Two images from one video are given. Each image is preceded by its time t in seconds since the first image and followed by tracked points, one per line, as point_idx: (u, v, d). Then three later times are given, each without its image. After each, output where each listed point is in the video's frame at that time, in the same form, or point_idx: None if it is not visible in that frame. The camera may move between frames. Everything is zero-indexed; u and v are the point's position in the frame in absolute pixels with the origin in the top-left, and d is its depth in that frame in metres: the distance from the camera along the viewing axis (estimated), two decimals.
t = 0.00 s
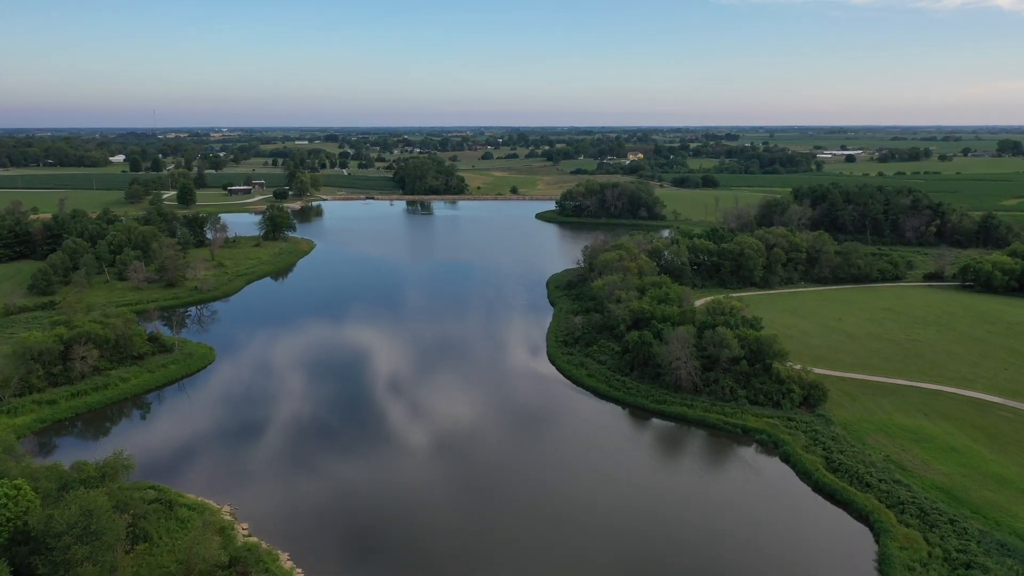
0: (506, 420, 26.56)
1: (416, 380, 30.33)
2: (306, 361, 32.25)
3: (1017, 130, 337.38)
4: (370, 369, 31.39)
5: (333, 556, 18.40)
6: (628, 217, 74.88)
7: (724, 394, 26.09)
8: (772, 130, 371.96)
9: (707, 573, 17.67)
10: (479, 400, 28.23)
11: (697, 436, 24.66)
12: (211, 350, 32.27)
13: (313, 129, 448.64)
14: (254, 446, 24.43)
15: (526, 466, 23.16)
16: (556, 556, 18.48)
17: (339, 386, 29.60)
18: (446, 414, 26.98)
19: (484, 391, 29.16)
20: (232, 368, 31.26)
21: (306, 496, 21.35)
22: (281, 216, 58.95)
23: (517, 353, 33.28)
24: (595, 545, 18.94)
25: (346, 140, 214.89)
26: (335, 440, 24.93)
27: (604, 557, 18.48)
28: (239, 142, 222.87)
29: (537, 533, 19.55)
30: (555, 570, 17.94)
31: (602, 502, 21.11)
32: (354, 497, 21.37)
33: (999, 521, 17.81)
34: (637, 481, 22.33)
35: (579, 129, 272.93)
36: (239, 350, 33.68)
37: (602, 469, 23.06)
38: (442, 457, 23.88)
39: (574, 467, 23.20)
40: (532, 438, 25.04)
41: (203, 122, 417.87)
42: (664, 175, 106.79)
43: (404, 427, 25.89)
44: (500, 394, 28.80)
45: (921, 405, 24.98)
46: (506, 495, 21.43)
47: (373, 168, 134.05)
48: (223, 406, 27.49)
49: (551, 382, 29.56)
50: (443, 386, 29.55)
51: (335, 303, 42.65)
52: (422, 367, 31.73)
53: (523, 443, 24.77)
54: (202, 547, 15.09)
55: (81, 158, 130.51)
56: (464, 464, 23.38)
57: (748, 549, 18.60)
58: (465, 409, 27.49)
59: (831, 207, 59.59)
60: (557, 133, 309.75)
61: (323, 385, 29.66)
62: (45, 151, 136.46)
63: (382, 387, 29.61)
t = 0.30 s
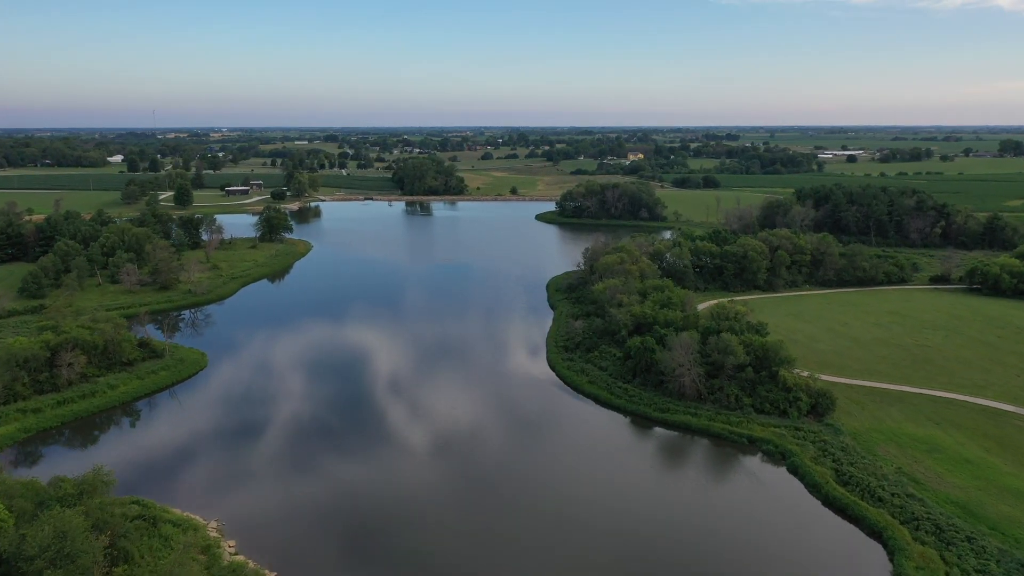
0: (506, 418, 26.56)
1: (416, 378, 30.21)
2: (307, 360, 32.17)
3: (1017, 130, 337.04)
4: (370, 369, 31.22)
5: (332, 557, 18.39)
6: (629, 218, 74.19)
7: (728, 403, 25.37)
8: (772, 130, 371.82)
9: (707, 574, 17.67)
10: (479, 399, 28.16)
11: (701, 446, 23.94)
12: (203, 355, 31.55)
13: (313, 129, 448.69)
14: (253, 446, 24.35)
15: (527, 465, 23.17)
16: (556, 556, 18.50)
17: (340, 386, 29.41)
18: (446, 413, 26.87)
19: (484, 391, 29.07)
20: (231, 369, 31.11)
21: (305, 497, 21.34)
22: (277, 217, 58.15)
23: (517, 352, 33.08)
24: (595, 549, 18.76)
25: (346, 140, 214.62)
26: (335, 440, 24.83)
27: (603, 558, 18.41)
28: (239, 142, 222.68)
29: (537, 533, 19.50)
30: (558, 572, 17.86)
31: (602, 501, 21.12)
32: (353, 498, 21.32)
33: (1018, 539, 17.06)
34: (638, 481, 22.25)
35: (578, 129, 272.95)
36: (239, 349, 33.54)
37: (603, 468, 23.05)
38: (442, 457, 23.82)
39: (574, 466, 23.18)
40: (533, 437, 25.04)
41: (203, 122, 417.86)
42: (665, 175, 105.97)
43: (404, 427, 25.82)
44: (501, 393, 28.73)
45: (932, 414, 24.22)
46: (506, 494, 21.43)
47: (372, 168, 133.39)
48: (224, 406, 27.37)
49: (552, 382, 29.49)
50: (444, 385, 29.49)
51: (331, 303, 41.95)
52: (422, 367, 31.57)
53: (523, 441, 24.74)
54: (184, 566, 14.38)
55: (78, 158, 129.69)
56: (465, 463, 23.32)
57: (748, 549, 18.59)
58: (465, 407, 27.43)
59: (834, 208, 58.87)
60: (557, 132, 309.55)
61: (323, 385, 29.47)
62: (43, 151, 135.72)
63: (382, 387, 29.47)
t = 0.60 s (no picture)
0: (508, 417, 26.47)
1: (416, 379, 29.99)
2: (307, 359, 31.98)
3: (1017, 129, 336.46)
4: (370, 368, 31.05)
5: (332, 556, 18.37)
6: (630, 219, 73.45)
7: (734, 413, 24.57)
8: (772, 130, 371.29)
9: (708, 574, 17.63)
10: (480, 399, 28.06)
11: (706, 456, 23.20)
12: (195, 361, 30.85)
13: (313, 128, 447.91)
14: (253, 446, 24.24)
15: (528, 464, 23.13)
16: (554, 556, 18.46)
17: (340, 386, 29.17)
18: (447, 413, 26.73)
19: (485, 391, 28.91)
20: (231, 368, 31.02)
21: (304, 497, 21.28)
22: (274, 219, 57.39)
23: (518, 354, 32.87)
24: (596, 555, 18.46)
25: (345, 140, 213.85)
26: (335, 440, 24.71)
27: (604, 559, 18.37)
28: (238, 143, 221.97)
29: (538, 533, 19.46)
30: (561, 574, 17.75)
31: (602, 502, 21.05)
32: (353, 498, 21.25)
33: None
34: (639, 482, 22.18)
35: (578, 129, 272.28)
36: (239, 349, 33.25)
37: (603, 467, 23.02)
38: (443, 457, 23.74)
39: (575, 466, 23.10)
40: (534, 437, 24.94)
41: (203, 122, 417.33)
42: (666, 176, 105.15)
43: (404, 427, 25.66)
44: (502, 393, 28.61)
45: (944, 424, 23.46)
46: (506, 494, 21.39)
47: (371, 168, 132.60)
48: (223, 405, 27.24)
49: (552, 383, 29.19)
50: (444, 385, 29.36)
51: (328, 304, 41.22)
52: (422, 366, 31.35)
53: (524, 441, 24.66)
54: None
55: (76, 159, 128.77)
56: (465, 463, 23.24)
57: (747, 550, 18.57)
58: (466, 408, 27.29)
59: (838, 209, 58.13)
60: (557, 132, 309.27)
61: (323, 385, 29.24)
62: (40, 152, 134.89)
63: (382, 386, 29.30)
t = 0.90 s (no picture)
0: (510, 416, 26.18)
1: (416, 378, 29.55)
2: (307, 359, 31.52)
3: (1018, 130, 335.73)
4: (370, 368, 30.57)
5: (332, 557, 18.17)
6: (631, 220, 72.72)
7: (740, 422, 23.84)
8: (773, 130, 370.78)
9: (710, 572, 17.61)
10: (481, 399, 27.72)
11: (711, 467, 22.49)
12: (188, 367, 30.18)
13: (313, 128, 447.63)
14: (253, 445, 23.98)
15: (530, 463, 22.92)
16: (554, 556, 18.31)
17: (339, 386, 28.65)
18: (447, 413, 26.34)
19: (486, 391, 28.51)
20: (231, 368, 30.76)
21: (304, 496, 21.06)
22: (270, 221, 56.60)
23: (518, 354, 32.49)
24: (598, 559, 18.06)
25: (344, 140, 213.51)
26: (335, 440, 24.37)
27: (605, 560, 18.20)
28: (238, 142, 221.65)
29: (538, 533, 19.26)
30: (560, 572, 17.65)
31: (604, 502, 20.90)
32: (353, 498, 20.98)
33: None
34: (643, 484, 21.90)
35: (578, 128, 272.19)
36: (240, 350, 32.86)
37: (606, 467, 22.82)
38: (444, 456, 23.47)
39: (577, 465, 22.89)
40: (536, 437, 24.68)
41: (202, 121, 417.16)
42: (667, 176, 104.29)
43: (405, 427, 25.31)
44: (503, 392, 28.29)
45: (956, 433, 22.74)
46: (507, 493, 21.20)
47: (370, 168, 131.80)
48: (223, 405, 27.00)
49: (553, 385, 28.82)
50: (445, 384, 29.00)
51: (325, 305, 40.54)
52: (422, 365, 30.92)
53: (526, 441, 24.41)
54: None
55: (73, 159, 127.92)
56: (466, 463, 22.94)
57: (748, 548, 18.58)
58: (467, 407, 26.95)
59: (841, 211, 57.38)
60: (557, 131, 308.56)
61: (323, 385, 28.76)
62: (38, 151, 134.09)
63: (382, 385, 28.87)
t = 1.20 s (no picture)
0: (512, 416, 25.65)
1: (417, 377, 28.92)
2: (307, 358, 30.84)
3: (1018, 130, 335.03)
4: (369, 368, 29.91)
5: (332, 556, 17.65)
6: (633, 222, 71.95)
7: (746, 433, 23.09)
8: (772, 130, 370.47)
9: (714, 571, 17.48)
10: (483, 398, 27.14)
11: (717, 480, 21.73)
12: (179, 373, 29.39)
13: (313, 128, 447.45)
14: (253, 444, 23.40)
15: (532, 463, 22.45)
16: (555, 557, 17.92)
17: (339, 385, 27.96)
18: (449, 412, 25.80)
19: (488, 391, 27.94)
20: (231, 368, 30.29)
21: (301, 493, 20.54)
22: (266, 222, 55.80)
23: (519, 355, 31.94)
24: (602, 570, 17.44)
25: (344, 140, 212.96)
26: (336, 438, 23.71)
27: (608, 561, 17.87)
28: (237, 142, 221.32)
29: (538, 533, 18.82)
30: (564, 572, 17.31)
31: (607, 504, 20.50)
32: (354, 497, 20.37)
33: None
34: (650, 489, 21.35)
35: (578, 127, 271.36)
36: (239, 350, 32.24)
37: (609, 469, 22.40)
38: (445, 454, 22.95)
39: (580, 466, 22.47)
40: (538, 436, 24.21)
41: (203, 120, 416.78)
42: (668, 177, 103.50)
43: (405, 425, 24.72)
44: (505, 392, 27.74)
45: (971, 444, 21.98)
46: (509, 493, 20.73)
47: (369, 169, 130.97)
48: (223, 405, 26.51)
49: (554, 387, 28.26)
50: (445, 382, 28.43)
51: (322, 305, 39.84)
52: (422, 364, 30.29)
53: (528, 440, 23.91)
54: None
55: (71, 159, 127.25)
56: (470, 462, 22.39)
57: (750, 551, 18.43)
58: (468, 406, 26.40)
59: (845, 212, 56.58)
60: (556, 131, 308.44)
61: (323, 385, 28.07)
62: (35, 152, 133.44)
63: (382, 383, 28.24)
